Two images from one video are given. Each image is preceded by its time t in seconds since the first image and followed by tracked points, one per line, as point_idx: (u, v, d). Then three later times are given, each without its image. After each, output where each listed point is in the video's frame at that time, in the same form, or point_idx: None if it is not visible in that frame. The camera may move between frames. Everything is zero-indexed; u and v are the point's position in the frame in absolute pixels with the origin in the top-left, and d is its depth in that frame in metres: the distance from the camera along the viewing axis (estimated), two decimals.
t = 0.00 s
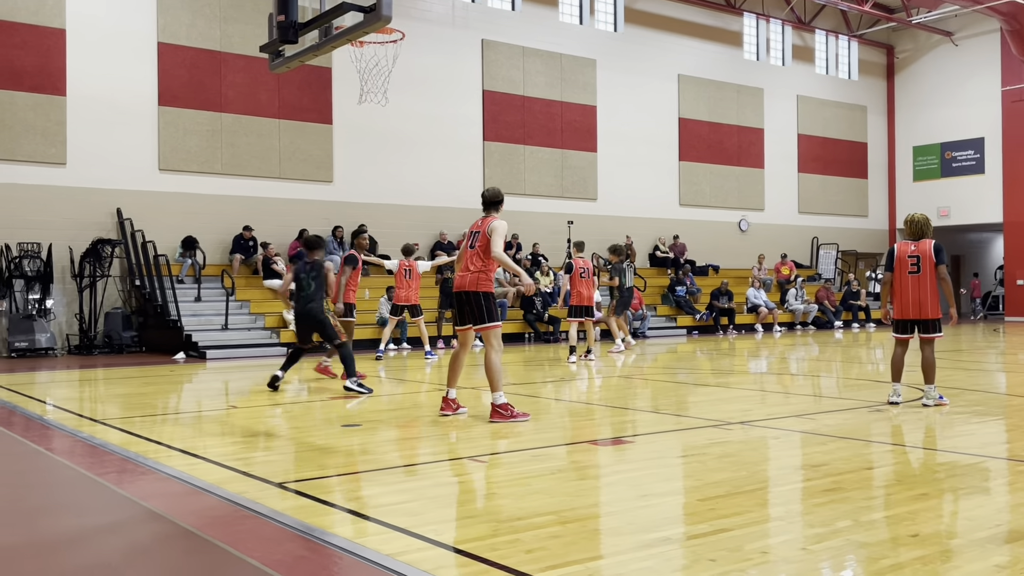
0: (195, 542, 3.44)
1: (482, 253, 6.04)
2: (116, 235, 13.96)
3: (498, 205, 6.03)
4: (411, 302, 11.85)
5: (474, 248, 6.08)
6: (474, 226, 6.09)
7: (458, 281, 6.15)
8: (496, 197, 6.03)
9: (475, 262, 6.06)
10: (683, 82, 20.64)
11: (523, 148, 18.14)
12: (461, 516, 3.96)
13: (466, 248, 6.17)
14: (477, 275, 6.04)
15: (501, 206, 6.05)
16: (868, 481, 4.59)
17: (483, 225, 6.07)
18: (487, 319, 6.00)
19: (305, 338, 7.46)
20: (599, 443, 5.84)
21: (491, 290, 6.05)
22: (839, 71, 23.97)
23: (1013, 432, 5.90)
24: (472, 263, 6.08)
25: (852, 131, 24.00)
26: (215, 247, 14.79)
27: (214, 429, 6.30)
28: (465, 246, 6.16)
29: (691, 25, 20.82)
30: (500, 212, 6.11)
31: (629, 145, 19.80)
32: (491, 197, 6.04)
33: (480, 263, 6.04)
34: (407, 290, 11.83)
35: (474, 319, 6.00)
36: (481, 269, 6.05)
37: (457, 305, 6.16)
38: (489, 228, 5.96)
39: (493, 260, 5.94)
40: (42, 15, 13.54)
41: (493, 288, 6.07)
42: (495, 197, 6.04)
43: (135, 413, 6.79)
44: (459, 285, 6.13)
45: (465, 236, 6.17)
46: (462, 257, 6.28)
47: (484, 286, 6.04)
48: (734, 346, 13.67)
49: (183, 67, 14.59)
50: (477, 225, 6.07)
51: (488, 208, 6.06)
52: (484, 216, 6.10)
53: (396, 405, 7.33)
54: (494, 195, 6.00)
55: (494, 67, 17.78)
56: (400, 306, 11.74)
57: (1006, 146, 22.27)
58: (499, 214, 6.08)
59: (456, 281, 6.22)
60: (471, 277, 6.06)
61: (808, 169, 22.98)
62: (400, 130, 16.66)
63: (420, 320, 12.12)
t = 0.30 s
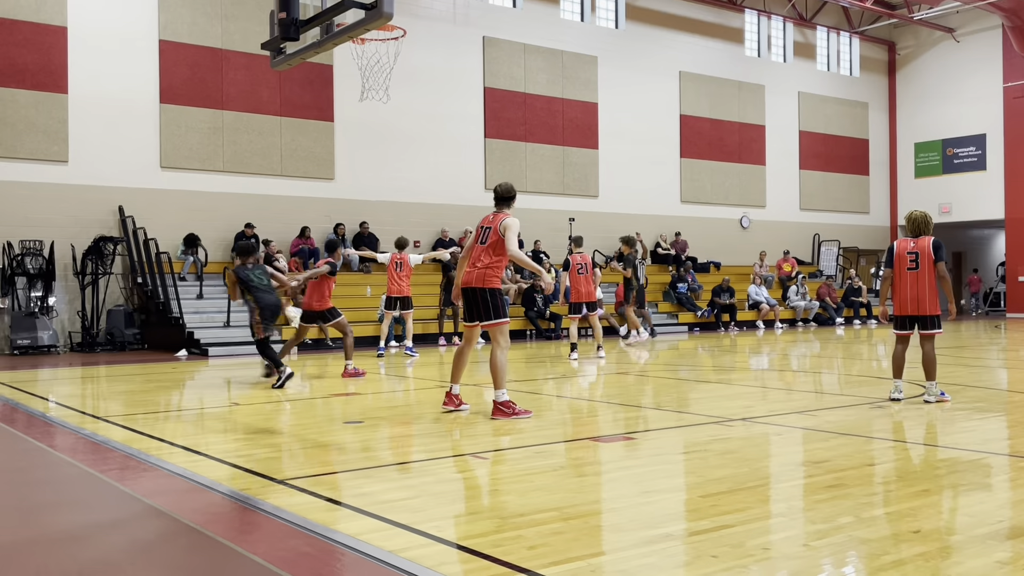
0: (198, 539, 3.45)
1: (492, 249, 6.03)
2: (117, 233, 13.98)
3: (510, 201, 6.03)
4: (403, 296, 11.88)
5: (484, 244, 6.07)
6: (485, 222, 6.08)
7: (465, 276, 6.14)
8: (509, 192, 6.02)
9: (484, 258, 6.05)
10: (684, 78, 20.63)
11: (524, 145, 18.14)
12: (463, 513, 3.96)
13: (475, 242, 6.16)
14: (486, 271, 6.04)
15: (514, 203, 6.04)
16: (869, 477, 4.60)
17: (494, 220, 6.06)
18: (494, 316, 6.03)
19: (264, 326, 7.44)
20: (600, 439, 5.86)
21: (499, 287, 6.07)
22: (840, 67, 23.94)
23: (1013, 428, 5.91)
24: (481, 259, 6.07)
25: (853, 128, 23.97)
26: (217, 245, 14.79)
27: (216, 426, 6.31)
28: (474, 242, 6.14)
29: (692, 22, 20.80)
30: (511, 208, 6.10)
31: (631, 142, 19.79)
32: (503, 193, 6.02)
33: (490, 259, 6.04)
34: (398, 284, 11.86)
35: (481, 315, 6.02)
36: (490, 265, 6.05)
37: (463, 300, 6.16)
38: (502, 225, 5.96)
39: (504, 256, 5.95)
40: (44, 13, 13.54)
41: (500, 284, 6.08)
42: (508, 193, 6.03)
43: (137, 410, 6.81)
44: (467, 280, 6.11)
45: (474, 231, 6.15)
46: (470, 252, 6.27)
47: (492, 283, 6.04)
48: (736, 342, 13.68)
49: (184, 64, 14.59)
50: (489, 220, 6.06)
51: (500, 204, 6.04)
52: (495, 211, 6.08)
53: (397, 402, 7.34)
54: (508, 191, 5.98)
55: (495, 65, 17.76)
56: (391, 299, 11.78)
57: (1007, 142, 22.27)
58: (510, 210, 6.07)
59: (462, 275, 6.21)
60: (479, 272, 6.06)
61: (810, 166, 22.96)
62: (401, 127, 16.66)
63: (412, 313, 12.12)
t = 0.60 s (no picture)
0: (194, 536, 3.44)
1: (487, 246, 6.03)
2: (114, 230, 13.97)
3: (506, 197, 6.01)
4: (401, 296, 11.86)
5: (479, 241, 6.08)
6: (481, 217, 6.08)
7: (461, 273, 6.15)
8: (504, 187, 6.00)
9: (479, 255, 6.06)
10: (681, 74, 20.62)
11: (522, 141, 18.13)
12: (460, 510, 3.96)
13: (472, 239, 6.16)
14: (480, 268, 6.04)
15: (509, 199, 6.03)
16: (866, 472, 4.60)
17: (490, 217, 6.06)
18: (489, 313, 6.02)
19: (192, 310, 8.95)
20: (597, 435, 5.85)
21: (494, 283, 6.06)
22: (837, 63, 23.94)
23: (1009, 423, 5.92)
24: (476, 256, 6.07)
25: (850, 124, 23.98)
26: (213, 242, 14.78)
27: (213, 423, 6.30)
28: (470, 239, 6.15)
29: (689, 18, 20.80)
30: (507, 205, 6.09)
31: (627, 138, 19.78)
32: (498, 189, 6.01)
33: (484, 255, 6.04)
34: (396, 285, 11.86)
35: (476, 312, 6.02)
36: (485, 261, 6.05)
37: (460, 297, 6.17)
38: (496, 221, 5.95)
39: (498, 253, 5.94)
40: (39, 10, 13.50)
41: (496, 281, 6.07)
42: (503, 189, 6.01)
43: (134, 407, 6.81)
44: (463, 277, 6.12)
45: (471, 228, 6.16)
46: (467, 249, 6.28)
47: (487, 279, 6.05)
48: (732, 338, 13.70)
49: (181, 61, 14.56)
50: (484, 217, 6.06)
51: (496, 200, 6.04)
52: (491, 208, 6.08)
53: (394, 398, 7.34)
54: (503, 187, 5.97)
55: (492, 61, 17.75)
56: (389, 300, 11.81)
57: (1004, 138, 22.29)
58: (506, 207, 6.06)
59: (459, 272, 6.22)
60: (474, 269, 6.06)
61: (807, 161, 22.97)
62: (398, 123, 16.65)
63: (412, 313, 12.11)
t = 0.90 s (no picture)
0: (185, 534, 3.44)
1: (480, 241, 6.04)
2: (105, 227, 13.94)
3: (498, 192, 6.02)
4: (403, 293, 11.88)
5: (472, 236, 6.08)
6: (474, 213, 6.09)
7: (455, 269, 6.15)
8: (497, 182, 6.01)
9: (472, 251, 6.06)
10: (673, 70, 20.63)
11: (514, 137, 18.12)
12: (452, 506, 3.97)
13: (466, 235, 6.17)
14: (474, 263, 6.04)
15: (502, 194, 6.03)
16: (857, 467, 4.62)
17: (483, 212, 6.06)
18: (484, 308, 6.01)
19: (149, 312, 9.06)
20: (590, 431, 5.86)
21: (489, 279, 6.05)
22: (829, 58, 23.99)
23: (999, 417, 5.94)
24: (470, 251, 6.08)
25: (842, 119, 24.02)
26: (205, 238, 14.75)
27: (205, 420, 6.29)
28: (464, 235, 6.16)
29: (681, 14, 20.80)
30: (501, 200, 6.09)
31: (620, 133, 19.77)
32: (491, 184, 6.02)
33: (478, 251, 6.04)
34: (401, 280, 11.89)
35: (471, 307, 6.01)
36: (478, 257, 6.04)
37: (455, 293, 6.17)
38: (488, 216, 5.96)
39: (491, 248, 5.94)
40: (28, 6, 13.41)
41: (491, 276, 6.06)
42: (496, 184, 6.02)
43: (127, 404, 6.79)
44: (458, 273, 6.12)
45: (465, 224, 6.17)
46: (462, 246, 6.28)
47: (481, 275, 6.04)
48: (725, 334, 13.73)
49: (172, 57, 14.50)
50: (477, 212, 6.06)
51: (489, 195, 6.04)
52: (484, 203, 6.08)
53: (387, 395, 7.34)
54: (495, 181, 5.98)
55: (484, 56, 17.73)
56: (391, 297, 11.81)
57: (995, 132, 22.35)
58: (499, 202, 6.06)
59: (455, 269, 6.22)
60: (468, 264, 6.06)
61: (799, 156, 23.00)
62: (389, 119, 16.61)
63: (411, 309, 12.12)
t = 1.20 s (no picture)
0: (159, 534, 3.39)
1: (475, 236, 6.00)
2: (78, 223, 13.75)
3: (493, 187, 5.98)
4: (391, 289, 11.82)
5: (467, 231, 6.03)
6: (470, 208, 6.04)
7: (449, 264, 6.10)
8: (492, 178, 5.98)
9: (467, 246, 6.02)
10: (652, 65, 20.66)
11: (493, 131, 18.09)
12: (429, 504, 3.94)
13: (460, 230, 6.12)
14: (469, 259, 6.00)
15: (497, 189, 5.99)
16: (834, 460, 4.63)
17: (478, 207, 6.01)
18: (479, 305, 5.99)
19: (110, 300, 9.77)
20: (569, 427, 5.85)
21: (483, 275, 6.03)
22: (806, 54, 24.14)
23: (974, 410, 5.99)
24: (464, 246, 6.03)
25: (819, 114, 24.16)
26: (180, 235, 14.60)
27: (180, 419, 6.22)
28: (459, 230, 6.11)
29: (659, 9, 20.84)
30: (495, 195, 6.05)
31: (599, 128, 19.78)
32: (487, 178, 5.98)
33: (472, 246, 6.00)
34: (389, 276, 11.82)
35: (464, 304, 5.98)
36: (473, 252, 6.01)
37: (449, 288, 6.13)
38: (484, 211, 5.91)
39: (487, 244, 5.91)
40: None
41: (484, 273, 6.03)
42: (491, 179, 5.98)
43: (101, 403, 6.71)
44: (451, 269, 6.08)
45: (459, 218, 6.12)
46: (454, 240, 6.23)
47: (476, 271, 6.01)
48: (703, 328, 13.78)
49: (146, 51, 14.35)
50: (472, 207, 6.01)
51: (484, 189, 6.00)
52: (479, 197, 6.03)
53: (365, 392, 7.30)
54: (491, 176, 5.94)
55: (462, 51, 17.67)
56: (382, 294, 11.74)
57: (971, 127, 22.58)
58: (494, 197, 6.02)
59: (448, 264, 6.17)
60: (462, 261, 6.02)
61: (777, 152, 23.12)
62: (367, 114, 16.54)
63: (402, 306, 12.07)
